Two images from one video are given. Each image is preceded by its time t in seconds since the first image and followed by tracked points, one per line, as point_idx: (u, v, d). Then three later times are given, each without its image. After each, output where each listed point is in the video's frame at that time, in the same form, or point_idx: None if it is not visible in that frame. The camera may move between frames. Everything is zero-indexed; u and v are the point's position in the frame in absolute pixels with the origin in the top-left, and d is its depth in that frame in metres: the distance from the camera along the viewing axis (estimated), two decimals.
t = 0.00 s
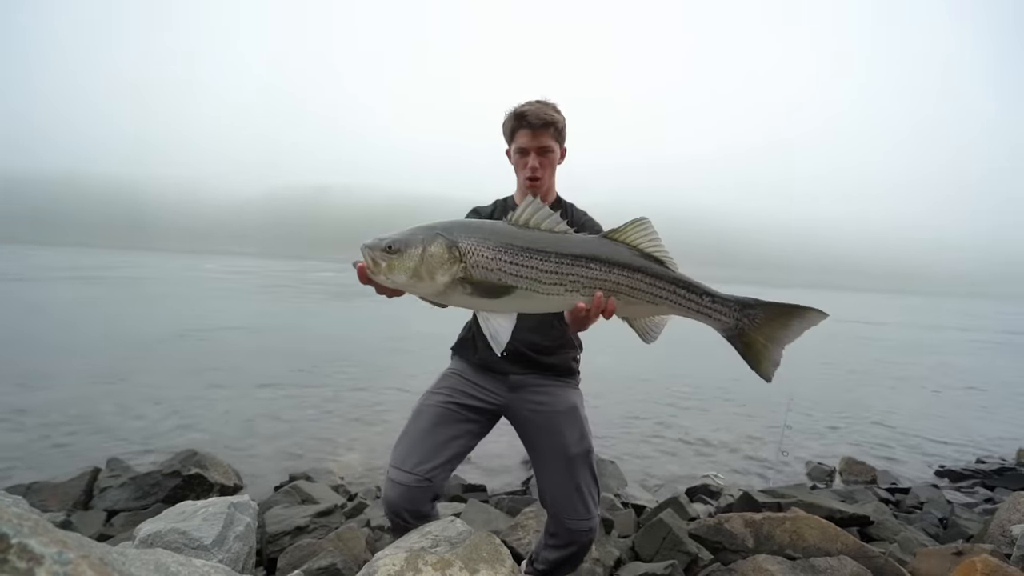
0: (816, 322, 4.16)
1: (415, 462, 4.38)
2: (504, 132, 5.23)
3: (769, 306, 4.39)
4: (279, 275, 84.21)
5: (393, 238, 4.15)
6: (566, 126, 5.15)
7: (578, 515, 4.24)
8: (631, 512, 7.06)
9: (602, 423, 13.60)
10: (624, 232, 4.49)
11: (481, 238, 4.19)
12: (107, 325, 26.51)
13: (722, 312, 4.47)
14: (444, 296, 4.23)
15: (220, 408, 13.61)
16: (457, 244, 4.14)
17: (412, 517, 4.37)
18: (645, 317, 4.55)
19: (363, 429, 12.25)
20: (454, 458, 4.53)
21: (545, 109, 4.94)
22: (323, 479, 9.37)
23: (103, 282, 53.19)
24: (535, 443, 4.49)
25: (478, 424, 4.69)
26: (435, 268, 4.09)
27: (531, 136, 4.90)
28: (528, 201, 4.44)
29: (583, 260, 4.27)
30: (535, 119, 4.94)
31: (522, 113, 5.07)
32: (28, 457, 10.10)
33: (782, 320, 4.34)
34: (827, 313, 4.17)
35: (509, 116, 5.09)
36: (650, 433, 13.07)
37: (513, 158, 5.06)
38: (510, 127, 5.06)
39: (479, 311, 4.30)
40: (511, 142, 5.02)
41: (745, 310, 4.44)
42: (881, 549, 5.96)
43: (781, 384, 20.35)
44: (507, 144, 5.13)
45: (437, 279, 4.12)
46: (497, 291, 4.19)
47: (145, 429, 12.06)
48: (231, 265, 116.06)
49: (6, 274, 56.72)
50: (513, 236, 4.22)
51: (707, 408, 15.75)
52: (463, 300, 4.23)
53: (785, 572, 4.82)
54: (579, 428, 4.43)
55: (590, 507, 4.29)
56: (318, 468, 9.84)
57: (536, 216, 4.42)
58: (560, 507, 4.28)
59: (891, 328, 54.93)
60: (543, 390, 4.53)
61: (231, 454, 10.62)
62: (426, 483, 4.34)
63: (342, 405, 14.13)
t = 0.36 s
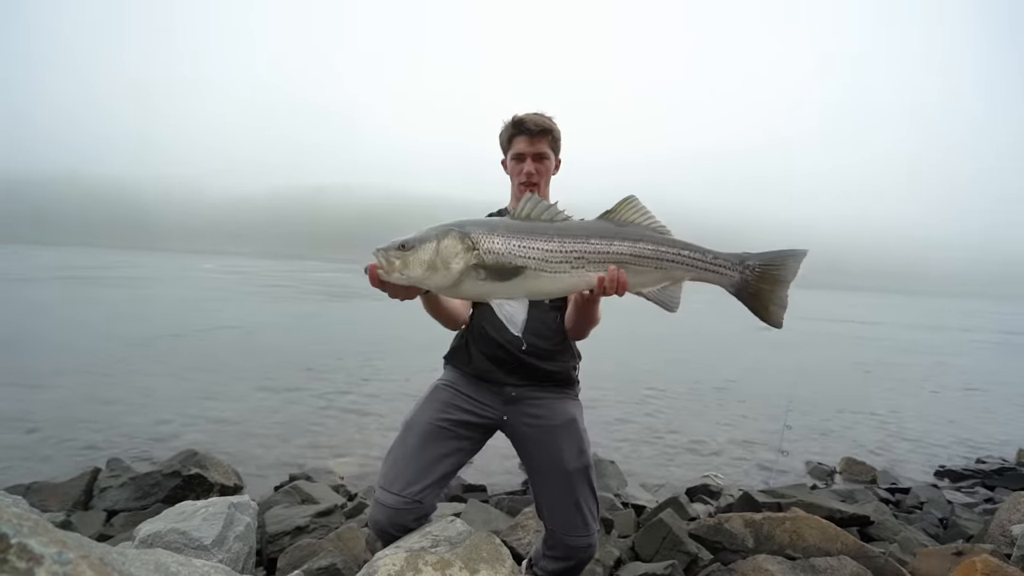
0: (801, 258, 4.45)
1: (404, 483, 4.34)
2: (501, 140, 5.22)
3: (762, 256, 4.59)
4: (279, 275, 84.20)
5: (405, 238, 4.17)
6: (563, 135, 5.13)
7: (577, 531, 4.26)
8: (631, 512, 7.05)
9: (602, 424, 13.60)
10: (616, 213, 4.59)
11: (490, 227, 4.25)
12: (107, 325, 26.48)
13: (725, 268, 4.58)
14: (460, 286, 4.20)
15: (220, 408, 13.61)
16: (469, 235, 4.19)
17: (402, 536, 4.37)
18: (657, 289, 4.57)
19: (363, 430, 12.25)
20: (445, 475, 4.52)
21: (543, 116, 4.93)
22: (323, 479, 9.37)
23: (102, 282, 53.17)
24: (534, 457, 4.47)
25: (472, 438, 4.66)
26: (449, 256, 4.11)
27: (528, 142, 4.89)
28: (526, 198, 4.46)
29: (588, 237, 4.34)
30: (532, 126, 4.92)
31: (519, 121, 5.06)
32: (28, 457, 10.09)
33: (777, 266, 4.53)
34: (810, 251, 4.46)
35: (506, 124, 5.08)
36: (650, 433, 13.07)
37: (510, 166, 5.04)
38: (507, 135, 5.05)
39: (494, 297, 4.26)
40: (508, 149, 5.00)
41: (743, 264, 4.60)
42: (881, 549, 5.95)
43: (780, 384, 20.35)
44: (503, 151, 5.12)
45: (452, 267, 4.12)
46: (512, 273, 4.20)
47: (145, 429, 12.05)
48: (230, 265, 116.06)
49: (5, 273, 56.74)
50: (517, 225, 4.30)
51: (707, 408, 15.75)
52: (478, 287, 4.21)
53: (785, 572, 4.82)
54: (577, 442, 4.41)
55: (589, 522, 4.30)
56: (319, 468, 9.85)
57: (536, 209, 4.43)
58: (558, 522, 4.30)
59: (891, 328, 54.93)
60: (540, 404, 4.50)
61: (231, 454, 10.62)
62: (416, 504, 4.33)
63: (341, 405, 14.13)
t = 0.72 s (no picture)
0: (794, 231, 4.67)
1: (403, 484, 4.33)
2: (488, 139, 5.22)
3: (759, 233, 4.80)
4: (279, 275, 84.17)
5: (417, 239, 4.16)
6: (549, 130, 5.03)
7: (575, 532, 4.25)
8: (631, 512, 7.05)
9: (602, 424, 13.60)
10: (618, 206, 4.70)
11: (502, 224, 4.27)
12: (107, 324, 26.50)
13: (729, 246, 4.74)
14: (475, 283, 4.19)
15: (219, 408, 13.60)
16: (482, 231, 4.19)
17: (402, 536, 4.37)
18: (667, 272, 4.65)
19: (364, 430, 12.24)
20: (445, 475, 4.51)
21: (522, 116, 4.88)
22: (323, 479, 9.37)
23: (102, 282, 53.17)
24: (532, 456, 4.46)
25: (473, 437, 4.65)
26: (465, 251, 4.09)
27: (507, 144, 4.88)
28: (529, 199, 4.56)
29: (595, 228, 4.40)
30: (512, 127, 4.90)
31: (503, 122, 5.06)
32: (28, 457, 10.09)
33: (772, 242, 4.74)
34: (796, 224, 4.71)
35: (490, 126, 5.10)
36: (651, 433, 13.07)
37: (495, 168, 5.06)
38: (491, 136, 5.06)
39: (508, 291, 4.23)
40: (492, 151, 5.02)
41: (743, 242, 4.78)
42: (881, 549, 5.95)
43: (780, 384, 20.34)
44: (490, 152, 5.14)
45: (468, 262, 4.11)
46: (527, 266, 4.20)
47: (145, 429, 12.05)
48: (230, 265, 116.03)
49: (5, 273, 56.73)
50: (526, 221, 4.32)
51: (706, 408, 15.74)
52: (494, 282, 4.19)
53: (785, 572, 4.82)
54: (576, 443, 4.38)
55: (586, 524, 4.29)
56: (318, 468, 9.85)
57: (541, 209, 4.51)
58: (555, 521, 4.30)
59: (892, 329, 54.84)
60: (540, 403, 4.48)
61: (231, 454, 10.62)
62: (416, 505, 4.32)
63: (341, 405, 14.13)
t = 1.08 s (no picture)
0: (815, 285, 4.58)
1: (429, 472, 4.25)
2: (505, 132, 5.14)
3: (780, 273, 4.76)
4: (279, 275, 84.16)
5: (471, 182, 3.97)
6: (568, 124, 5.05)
7: (588, 510, 4.24)
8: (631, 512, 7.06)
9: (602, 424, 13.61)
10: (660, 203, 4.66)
11: (557, 196, 4.18)
12: (107, 324, 26.57)
13: (740, 277, 4.78)
14: (516, 250, 4.11)
15: (219, 408, 13.62)
16: (537, 198, 4.09)
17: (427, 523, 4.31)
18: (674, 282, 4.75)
19: (364, 430, 12.25)
20: (469, 461, 4.42)
21: (547, 109, 4.85)
22: (323, 479, 9.38)
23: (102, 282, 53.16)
24: (549, 437, 4.41)
25: (493, 422, 4.57)
26: (516, 217, 3.98)
27: (534, 136, 4.84)
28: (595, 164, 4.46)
29: (632, 224, 4.40)
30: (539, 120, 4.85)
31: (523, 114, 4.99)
32: (28, 458, 10.10)
33: (790, 287, 4.71)
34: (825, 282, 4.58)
35: (509, 117, 5.01)
36: (651, 433, 13.08)
37: (515, 160, 4.99)
38: (510, 128, 4.98)
39: (541, 266, 4.21)
40: (514, 143, 4.93)
41: (760, 276, 4.79)
42: (881, 549, 5.95)
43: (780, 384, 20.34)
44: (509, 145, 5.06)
45: (518, 228, 4.00)
46: (569, 247, 4.18)
47: (145, 430, 12.06)
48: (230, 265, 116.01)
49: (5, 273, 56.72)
50: (578, 199, 4.27)
51: (707, 408, 15.74)
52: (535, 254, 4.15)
53: (784, 572, 4.82)
54: (593, 424, 4.34)
55: (600, 502, 4.29)
56: (318, 468, 9.86)
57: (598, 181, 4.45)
58: (570, 501, 4.27)
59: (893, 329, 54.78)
60: (558, 383, 4.43)
61: (231, 454, 10.63)
62: (440, 492, 4.26)
63: (341, 405, 14.13)
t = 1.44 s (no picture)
0: (804, 255, 4.65)
1: (428, 472, 4.26)
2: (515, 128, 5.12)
3: (771, 251, 4.80)
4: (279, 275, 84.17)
5: (460, 176, 3.99)
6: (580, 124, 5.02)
7: (588, 510, 4.24)
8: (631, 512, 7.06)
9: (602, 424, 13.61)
10: (651, 195, 4.66)
11: (547, 190, 4.19)
12: (108, 324, 26.60)
13: (737, 258, 4.77)
14: (506, 244, 4.12)
15: (219, 408, 13.62)
16: (527, 192, 4.10)
17: (427, 521, 4.31)
18: (676, 271, 4.69)
19: (364, 430, 12.25)
20: (469, 461, 4.42)
21: (560, 110, 4.82)
22: (323, 479, 9.38)
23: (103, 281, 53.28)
24: (548, 438, 4.40)
25: (492, 422, 4.56)
26: (506, 211, 4.00)
27: (545, 137, 4.82)
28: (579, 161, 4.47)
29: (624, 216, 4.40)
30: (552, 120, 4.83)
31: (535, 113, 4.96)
32: (27, 458, 10.10)
33: (783, 262, 4.75)
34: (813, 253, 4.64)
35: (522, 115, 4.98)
36: (651, 433, 13.08)
37: (526, 158, 4.98)
38: (521, 126, 4.96)
39: (534, 262, 4.23)
40: (526, 142, 4.92)
41: (754, 255, 4.79)
42: (881, 549, 5.95)
43: (780, 384, 20.34)
44: (519, 142, 5.04)
45: (507, 223, 4.02)
46: (559, 241, 4.18)
47: (145, 430, 12.06)
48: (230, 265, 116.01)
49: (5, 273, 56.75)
50: (568, 195, 4.27)
51: (706, 409, 15.74)
52: (525, 248, 4.16)
53: (785, 573, 4.82)
54: (592, 424, 4.34)
55: (600, 502, 4.29)
56: (319, 468, 9.86)
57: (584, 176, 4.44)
58: (569, 501, 4.27)
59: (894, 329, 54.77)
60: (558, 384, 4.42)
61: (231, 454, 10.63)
62: (440, 491, 4.26)
63: (342, 405, 14.14)
